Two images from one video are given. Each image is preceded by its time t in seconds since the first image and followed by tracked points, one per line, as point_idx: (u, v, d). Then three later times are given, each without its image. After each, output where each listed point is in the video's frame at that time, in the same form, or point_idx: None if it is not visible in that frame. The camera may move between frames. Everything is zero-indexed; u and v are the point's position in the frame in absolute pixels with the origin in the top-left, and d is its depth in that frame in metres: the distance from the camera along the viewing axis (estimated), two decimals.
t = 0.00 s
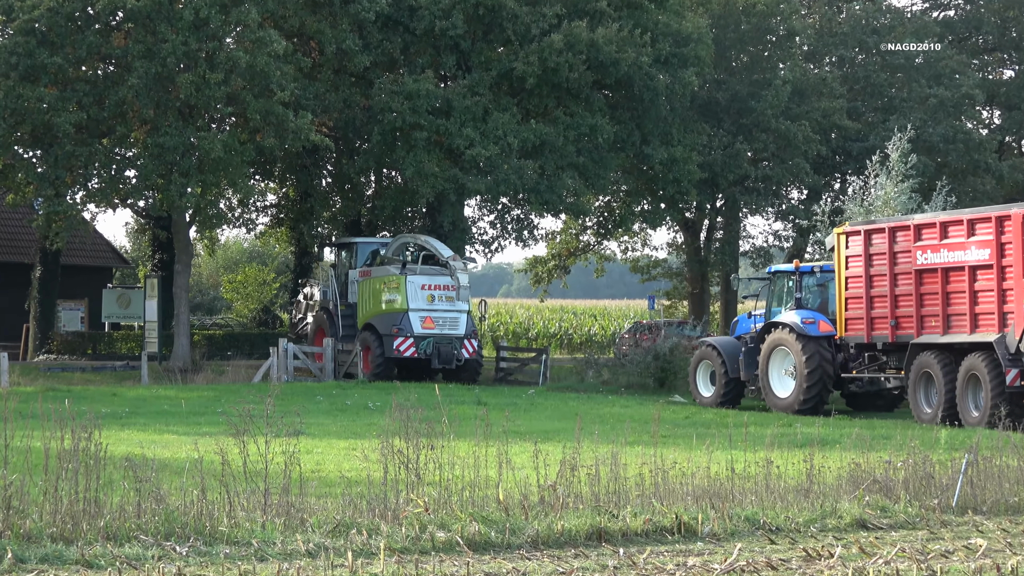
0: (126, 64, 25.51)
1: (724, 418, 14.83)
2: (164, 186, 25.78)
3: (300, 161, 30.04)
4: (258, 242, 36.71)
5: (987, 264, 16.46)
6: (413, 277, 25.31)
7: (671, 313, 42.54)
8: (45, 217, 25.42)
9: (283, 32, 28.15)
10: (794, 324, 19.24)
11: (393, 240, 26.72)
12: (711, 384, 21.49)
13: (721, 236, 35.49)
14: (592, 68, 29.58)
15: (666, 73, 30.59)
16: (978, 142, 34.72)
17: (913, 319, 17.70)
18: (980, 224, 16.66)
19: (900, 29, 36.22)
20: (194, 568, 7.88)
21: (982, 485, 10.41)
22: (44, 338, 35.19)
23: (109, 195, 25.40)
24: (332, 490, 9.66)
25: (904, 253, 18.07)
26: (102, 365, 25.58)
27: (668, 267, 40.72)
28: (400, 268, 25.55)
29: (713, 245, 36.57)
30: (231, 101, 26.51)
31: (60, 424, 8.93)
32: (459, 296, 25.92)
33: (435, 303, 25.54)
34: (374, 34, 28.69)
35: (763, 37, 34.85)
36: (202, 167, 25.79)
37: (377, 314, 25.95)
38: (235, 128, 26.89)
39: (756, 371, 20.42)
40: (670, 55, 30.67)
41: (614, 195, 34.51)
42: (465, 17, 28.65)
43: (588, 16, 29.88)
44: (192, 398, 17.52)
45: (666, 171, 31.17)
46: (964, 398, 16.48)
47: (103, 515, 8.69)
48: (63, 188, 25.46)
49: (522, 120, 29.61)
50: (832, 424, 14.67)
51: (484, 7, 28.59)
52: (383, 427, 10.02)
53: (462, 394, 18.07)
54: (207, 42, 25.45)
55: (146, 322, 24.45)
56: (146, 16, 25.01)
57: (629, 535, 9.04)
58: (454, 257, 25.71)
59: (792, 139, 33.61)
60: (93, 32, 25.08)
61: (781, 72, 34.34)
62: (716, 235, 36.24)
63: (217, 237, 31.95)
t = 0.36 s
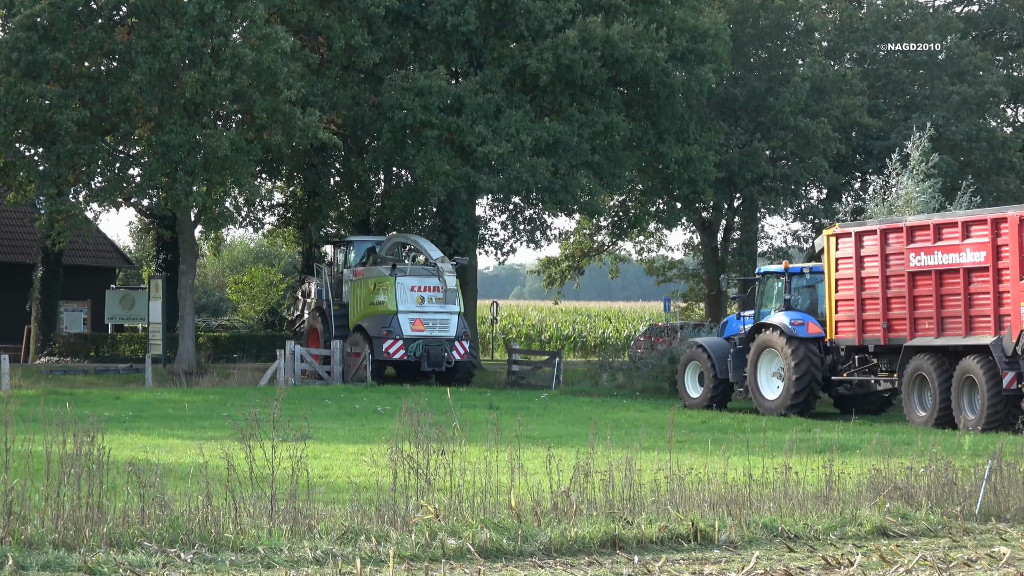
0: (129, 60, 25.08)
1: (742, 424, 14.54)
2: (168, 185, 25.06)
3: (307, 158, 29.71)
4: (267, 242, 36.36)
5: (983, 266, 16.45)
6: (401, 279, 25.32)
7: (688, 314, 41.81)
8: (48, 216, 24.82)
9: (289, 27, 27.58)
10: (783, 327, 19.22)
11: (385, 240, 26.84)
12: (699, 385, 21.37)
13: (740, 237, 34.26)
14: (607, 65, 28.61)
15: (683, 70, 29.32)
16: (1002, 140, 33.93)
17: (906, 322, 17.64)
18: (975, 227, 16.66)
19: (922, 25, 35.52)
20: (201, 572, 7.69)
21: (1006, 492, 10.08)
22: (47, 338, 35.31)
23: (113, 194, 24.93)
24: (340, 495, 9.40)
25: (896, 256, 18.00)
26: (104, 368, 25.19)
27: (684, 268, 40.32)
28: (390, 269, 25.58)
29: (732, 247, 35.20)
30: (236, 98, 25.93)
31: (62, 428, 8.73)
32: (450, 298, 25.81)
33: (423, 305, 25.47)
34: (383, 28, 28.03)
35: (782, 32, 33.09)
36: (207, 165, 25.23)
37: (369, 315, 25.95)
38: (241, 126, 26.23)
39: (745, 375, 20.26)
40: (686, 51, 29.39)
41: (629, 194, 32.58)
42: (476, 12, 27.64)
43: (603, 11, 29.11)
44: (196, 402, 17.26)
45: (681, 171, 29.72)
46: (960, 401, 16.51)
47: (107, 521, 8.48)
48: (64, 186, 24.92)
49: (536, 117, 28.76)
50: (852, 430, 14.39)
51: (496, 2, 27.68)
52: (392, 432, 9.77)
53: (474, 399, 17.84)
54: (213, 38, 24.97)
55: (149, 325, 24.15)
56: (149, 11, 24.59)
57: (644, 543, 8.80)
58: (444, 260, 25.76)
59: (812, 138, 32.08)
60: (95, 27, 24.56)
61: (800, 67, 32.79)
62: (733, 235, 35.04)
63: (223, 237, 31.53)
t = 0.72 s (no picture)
0: (129, 53, 24.10)
1: (758, 427, 14.22)
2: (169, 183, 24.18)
3: (313, 154, 28.97)
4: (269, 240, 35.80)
5: (977, 266, 16.25)
6: (388, 278, 25.27)
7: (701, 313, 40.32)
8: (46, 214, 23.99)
9: (294, 19, 26.90)
10: (769, 327, 18.95)
11: (377, 237, 26.75)
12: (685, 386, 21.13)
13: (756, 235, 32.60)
14: (621, 58, 27.75)
15: (698, 64, 28.25)
16: None
17: (898, 322, 17.39)
18: (970, 226, 16.45)
19: (945, 17, 34.69)
20: None
21: None
22: (44, 340, 34.57)
23: (111, 191, 24.14)
24: (345, 500, 9.11)
25: (887, 255, 17.76)
26: (102, 369, 24.97)
27: (699, 267, 39.98)
28: (378, 268, 25.57)
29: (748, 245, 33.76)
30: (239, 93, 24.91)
31: (60, 430, 8.50)
32: (437, 297, 25.79)
33: (411, 304, 25.42)
34: (391, 21, 27.36)
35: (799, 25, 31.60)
36: (210, 161, 24.31)
37: (355, 315, 25.91)
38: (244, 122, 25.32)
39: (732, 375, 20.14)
40: (701, 44, 28.32)
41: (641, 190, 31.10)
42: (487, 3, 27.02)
43: (617, 3, 28.33)
44: (197, 404, 16.97)
45: (696, 168, 28.72)
46: (954, 401, 16.36)
47: (105, 527, 8.23)
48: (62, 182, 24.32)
49: (547, 112, 27.94)
50: (872, 433, 14.07)
51: None
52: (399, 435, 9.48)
53: (483, 402, 17.52)
54: (216, 30, 23.92)
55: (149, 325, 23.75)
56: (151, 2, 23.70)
57: (658, 550, 8.53)
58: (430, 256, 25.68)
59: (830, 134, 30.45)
60: (95, 18, 23.71)
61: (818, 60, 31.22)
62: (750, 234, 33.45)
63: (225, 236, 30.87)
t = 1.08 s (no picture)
0: (128, 46, 23.63)
1: (770, 429, 14.00)
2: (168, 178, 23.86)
3: (314, 150, 27.98)
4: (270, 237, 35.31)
5: (963, 265, 16.27)
6: (370, 273, 25.34)
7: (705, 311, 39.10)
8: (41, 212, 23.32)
9: (297, 12, 26.38)
10: (751, 326, 19.00)
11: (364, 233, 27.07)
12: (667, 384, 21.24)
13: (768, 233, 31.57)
14: (630, 52, 27.26)
15: (710, 58, 27.72)
16: None
17: (882, 322, 17.46)
18: (955, 225, 16.46)
19: (962, 10, 34.00)
20: None
21: None
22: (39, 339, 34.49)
23: (109, 187, 23.59)
24: (347, 504, 8.88)
25: (872, 254, 17.78)
26: (100, 371, 24.75)
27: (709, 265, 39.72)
28: (361, 264, 25.65)
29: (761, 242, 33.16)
30: (240, 86, 24.41)
31: (56, 432, 8.31)
32: (420, 293, 25.77)
33: (393, 299, 25.41)
34: (395, 13, 26.80)
35: (814, 18, 30.95)
36: (209, 157, 23.84)
37: (340, 311, 26.00)
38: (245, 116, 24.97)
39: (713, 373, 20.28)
40: (713, 38, 27.65)
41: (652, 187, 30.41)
42: None
43: None
44: (195, 405, 16.76)
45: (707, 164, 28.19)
46: (940, 402, 16.31)
47: (102, 530, 8.06)
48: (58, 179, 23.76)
49: (555, 106, 27.44)
50: (885, 435, 13.84)
51: None
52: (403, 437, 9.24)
53: (488, 403, 17.28)
54: (215, 22, 23.57)
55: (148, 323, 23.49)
56: None
57: (667, 555, 8.30)
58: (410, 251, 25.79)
59: (844, 128, 29.77)
60: (92, 9, 23.28)
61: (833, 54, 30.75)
62: (761, 230, 32.59)
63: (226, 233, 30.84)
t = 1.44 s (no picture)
0: (120, 40, 22.73)
1: (779, 434, 13.73)
2: (161, 175, 22.87)
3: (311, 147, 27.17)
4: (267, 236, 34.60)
5: (944, 267, 16.20)
6: (345, 271, 25.67)
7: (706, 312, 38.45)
8: (30, 210, 22.54)
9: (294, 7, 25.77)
10: (729, 325, 19.01)
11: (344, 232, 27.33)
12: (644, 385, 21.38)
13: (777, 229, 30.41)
14: (635, 47, 26.68)
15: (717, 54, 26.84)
16: None
17: (862, 323, 17.45)
18: (935, 226, 16.39)
19: (975, 3, 33.29)
20: None
21: None
22: (30, 342, 34.09)
23: (102, 185, 22.76)
24: (344, 511, 8.60)
25: (851, 255, 17.77)
26: (92, 372, 24.15)
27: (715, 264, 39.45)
28: (337, 262, 25.94)
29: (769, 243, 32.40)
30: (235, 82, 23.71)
31: (47, 436, 8.10)
32: (395, 291, 26.08)
33: (367, 297, 25.74)
34: (394, 8, 26.09)
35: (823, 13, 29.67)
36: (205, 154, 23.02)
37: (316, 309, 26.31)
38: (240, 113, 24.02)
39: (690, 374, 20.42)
40: (720, 33, 26.86)
41: (658, 184, 29.89)
42: None
43: None
44: (189, 409, 16.46)
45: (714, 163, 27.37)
46: (921, 404, 16.20)
47: (94, 537, 7.84)
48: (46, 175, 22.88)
49: (558, 103, 26.83)
50: (896, 441, 13.59)
51: None
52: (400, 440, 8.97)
53: (490, 407, 17.00)
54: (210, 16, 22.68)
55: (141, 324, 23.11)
56: None
57: (673, 563, 8.08)
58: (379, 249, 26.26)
59: (855, 127, 28.56)
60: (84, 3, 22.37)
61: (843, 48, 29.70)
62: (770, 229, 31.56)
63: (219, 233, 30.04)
